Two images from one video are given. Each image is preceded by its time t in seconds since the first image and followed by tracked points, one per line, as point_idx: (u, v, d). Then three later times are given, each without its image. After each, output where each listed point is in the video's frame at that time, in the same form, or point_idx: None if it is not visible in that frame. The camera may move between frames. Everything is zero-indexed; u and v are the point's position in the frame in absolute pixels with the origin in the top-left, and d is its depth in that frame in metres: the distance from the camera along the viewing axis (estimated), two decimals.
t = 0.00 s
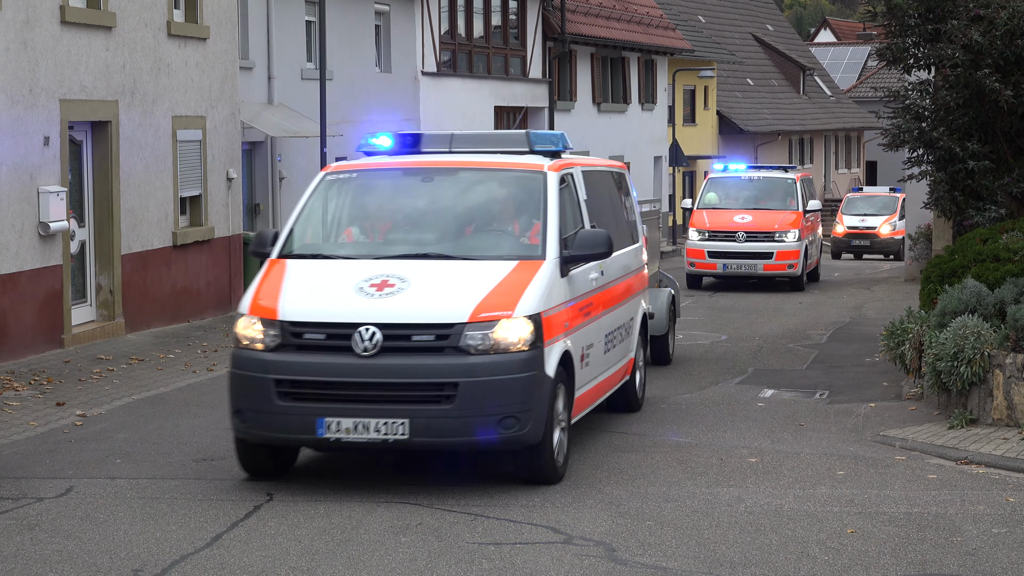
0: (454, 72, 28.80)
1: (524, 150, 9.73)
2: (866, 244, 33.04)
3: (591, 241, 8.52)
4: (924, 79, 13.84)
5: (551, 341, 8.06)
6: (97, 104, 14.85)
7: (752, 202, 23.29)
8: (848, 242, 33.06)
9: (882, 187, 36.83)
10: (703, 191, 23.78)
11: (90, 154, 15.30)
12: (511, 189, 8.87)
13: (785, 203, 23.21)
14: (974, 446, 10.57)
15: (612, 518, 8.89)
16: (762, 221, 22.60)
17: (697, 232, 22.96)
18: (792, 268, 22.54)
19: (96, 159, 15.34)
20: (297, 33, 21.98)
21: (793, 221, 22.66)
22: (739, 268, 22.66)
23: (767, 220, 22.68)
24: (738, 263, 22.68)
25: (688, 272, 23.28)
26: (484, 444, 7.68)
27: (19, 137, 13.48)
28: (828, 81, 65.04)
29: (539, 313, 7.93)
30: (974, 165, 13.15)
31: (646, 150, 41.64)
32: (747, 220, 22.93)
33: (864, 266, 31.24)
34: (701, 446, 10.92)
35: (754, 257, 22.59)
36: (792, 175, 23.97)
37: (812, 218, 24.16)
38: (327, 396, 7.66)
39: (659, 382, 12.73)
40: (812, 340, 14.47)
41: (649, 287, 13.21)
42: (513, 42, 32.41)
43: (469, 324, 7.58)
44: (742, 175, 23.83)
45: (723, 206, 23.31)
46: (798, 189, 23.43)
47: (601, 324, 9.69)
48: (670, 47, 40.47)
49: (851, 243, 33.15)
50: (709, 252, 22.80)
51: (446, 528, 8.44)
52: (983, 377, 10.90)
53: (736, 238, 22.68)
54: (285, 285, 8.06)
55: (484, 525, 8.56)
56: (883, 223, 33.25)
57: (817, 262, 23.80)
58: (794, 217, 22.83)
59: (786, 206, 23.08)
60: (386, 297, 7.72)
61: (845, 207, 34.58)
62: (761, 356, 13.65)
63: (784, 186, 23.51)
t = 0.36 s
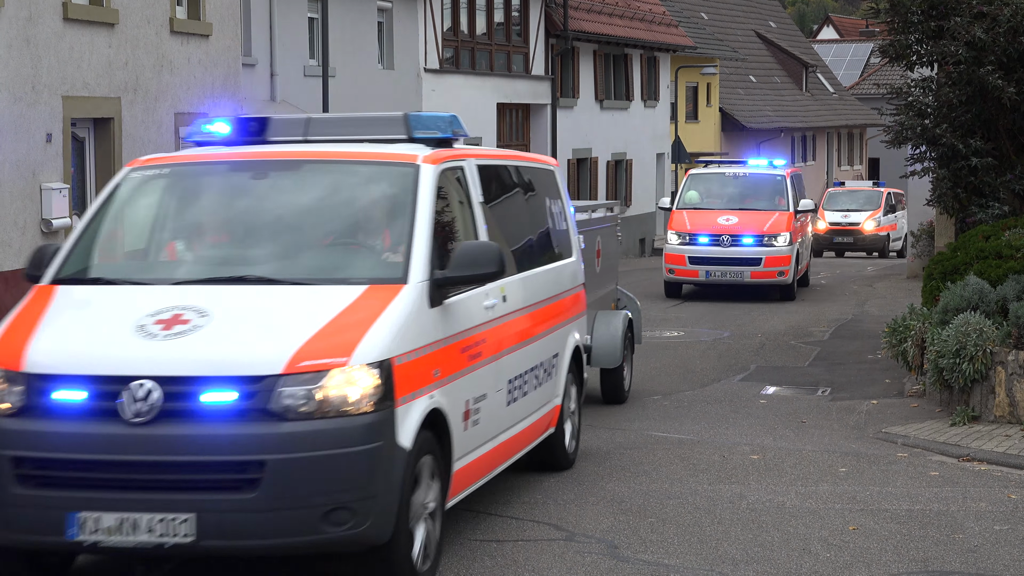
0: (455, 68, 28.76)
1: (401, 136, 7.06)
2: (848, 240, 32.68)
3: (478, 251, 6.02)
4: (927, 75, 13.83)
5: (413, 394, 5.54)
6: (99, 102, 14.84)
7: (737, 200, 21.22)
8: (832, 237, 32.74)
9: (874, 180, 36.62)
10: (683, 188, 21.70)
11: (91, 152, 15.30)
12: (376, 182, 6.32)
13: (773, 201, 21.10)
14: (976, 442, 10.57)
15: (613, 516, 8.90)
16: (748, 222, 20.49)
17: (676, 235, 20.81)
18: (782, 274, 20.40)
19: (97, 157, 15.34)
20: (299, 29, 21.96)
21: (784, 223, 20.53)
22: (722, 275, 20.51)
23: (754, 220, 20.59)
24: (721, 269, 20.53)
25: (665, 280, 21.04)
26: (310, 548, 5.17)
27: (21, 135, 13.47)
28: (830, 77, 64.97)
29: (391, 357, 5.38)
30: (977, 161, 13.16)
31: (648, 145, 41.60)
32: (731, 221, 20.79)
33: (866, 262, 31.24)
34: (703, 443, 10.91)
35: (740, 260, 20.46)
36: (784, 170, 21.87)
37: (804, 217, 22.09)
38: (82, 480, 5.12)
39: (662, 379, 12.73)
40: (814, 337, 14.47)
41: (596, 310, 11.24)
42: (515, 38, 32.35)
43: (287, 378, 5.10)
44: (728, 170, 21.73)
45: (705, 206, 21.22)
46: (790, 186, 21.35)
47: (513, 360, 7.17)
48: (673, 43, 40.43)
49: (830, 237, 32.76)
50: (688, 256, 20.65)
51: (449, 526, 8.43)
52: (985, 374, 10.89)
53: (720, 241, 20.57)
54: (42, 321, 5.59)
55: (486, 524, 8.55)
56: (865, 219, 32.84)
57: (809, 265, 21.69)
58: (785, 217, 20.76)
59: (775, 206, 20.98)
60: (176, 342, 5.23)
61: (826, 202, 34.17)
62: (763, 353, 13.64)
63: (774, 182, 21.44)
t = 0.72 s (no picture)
0: (451, 65, 28.74)
1: (142, 113, 4.35)
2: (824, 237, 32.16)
3: (208, 292, 3.62)
4: (922, 73, 13.82)
5: (73, 530, 3.21)
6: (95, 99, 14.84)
7: (713, 202, 18.66)
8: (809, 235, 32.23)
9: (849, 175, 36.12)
10: (652, 188, 19.10)
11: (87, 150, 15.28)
12: (68, 180, 3.82)
13: (754, 203, 18.60)
14: (970, 441, 10.58)
15: (608, 514, 8.89)
16: (726, 228, 17.94)
17: (644, 242, 18.13)
18: (764, 287, 17.81)
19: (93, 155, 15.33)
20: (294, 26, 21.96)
21: (768, 230, 17.97)
22: (696, 288, 17.87)
23: (733, 226, 18.00)
24: (695, 282, 17.85)
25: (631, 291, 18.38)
26: None
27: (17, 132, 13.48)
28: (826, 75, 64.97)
29: (13, 478, 3.05)
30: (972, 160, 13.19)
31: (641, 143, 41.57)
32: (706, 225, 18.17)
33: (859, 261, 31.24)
34: (698, 441, 10.92)
35: (717, 271, 17.83)
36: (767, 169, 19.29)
37: (788, 221, 19.55)
38: None
39: (657, 378, 12.72)
40: (809, 335, 14.48)
41: (510, 341, 8.71)
42: (512, 36, 32.30)
43: None
44: (703, 170, 19.17)
45: (676, 210, 18.62)
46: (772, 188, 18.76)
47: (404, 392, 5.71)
48: (669, 40, 40.47)
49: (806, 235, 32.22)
50: (657, 267, 17.97)
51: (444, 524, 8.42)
52: (979, 372, 10.90)
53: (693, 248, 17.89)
54: None
55: (481, 522, 8.53)
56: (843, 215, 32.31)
57: (793, 277, 19.13)
58: (769, 223, 18.16)
59: (756, 211, 18.46)
60: None
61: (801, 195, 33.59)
62: (758, 351, 13.66)
63: (756, 182, 18.91)
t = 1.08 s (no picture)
0: (434, 62, 28.34)
1: None
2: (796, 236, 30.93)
3: None
4: (911, 71, 13.73)
5: None
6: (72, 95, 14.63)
7: (677, 199, 16.52)
8: (779, 234, 31.01)
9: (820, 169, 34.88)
10: (606, 185, 16.94)
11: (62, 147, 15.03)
12: None
13: (723, 200, 16.46)
14: (961, 443, 10.41)
15: (591, 517, 8.71)
16: (690, 229, 15.76)
17: (597, 245, 15.90)
18: (736, 295, 15.64)
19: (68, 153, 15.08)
20: (275, 23, 21.74)
21: (739, 231, 15.79)
22: (656, 298, 15.65)
23: (698, 227, 15.81)
24: (655, 290, 15.62)
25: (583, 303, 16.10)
26: None
27: None
28: (816, 74, 64.71)
29: None
30: (962, 158, 13.05)
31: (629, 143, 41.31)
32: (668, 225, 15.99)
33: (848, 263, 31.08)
34: (684, 443, 10.75)
35: (680, 277, 15.60)
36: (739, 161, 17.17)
37: (762, 219, 17.41)
38: None
39: (643, 379, 12.55)
40: (797, 336, 14.34)
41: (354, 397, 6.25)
42: (496, 31, 31.89)
43: None
44: (663, 166, 17.03)
45: (634, 209, 16.46)
46: (742, 185, 16.65)
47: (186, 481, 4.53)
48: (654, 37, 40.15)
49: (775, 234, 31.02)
50: (611, 274, 15.75)
51: (426, 527, 8.24)
52: (970, 374, 10.74)
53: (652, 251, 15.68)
54: None
55: (462, 525, 8.35)
56: (814, 213, 31.13)
57: (768, 283, 16.99)
58: (740, 222, 16.01)
59: (725, 209, 16.29)
60: None
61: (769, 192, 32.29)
62: (745, 353, 13.50)
63: (725, 177, 16.77)
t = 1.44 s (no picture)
0: (418, 53, 27.33)
1: None
2: (781, 237, 28.26)
3: None
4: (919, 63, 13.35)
5: None
6: (35, 88, 13.97)
7: (641, 202, 13.50)
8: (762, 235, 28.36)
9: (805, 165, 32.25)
10: (553, 188, 13.87)
11: (27, 143, 14.29)
12: None
13: (696, 202, 13.46)
14: (970, 454, 9.88)
15: (583, 532, 8.18)
16: (655, 242, 12.64)
17: (539, 264, 12.71)
18: (712, 323, 12.51)
19: (33, 150, 14.33)
20: (250, 13, 21.11)
21: (716, 245, 12.71)
22: (613, 329, 12.46)
23: (666, 239, 12.72)
24: (610, 318, 12.43)
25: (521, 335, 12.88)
26: None
27: None
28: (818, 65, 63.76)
29: None
30: (971, 154, 12.65)
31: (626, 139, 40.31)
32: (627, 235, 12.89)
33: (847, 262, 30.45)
34: (680, 454, 10.20)
35: (644, 301, 12.42)
36: (716, 155, 14.18)
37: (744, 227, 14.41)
38: None
39: (636, 387, 12.01)
40: (798, 341, 13.83)
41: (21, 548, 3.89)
42: (481, 21, 30.49)
43: None
44: (622, 163, 14.01)
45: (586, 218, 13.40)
46: (720, 186, 13.64)
47: None
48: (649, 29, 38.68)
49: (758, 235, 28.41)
50: (556, 298, 12.57)
51: (407, 544, 7.72)
52: (980, 381, 10.21)
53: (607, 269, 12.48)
54: None
55: (444, 541, 7.82)
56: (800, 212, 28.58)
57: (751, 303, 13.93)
58: (718, 233, 12.97)
59: (699, 218, 13.27)
60: None
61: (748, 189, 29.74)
62: (744, 360, 12.98)
63: (700, 176, 13.77)
